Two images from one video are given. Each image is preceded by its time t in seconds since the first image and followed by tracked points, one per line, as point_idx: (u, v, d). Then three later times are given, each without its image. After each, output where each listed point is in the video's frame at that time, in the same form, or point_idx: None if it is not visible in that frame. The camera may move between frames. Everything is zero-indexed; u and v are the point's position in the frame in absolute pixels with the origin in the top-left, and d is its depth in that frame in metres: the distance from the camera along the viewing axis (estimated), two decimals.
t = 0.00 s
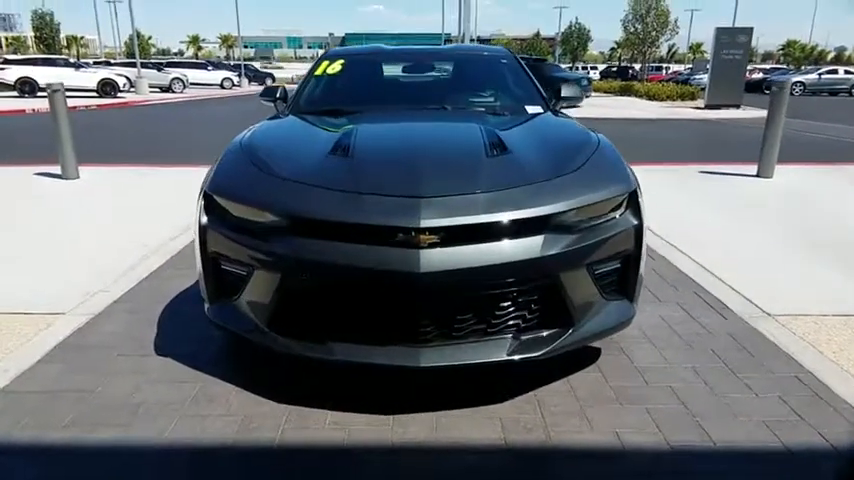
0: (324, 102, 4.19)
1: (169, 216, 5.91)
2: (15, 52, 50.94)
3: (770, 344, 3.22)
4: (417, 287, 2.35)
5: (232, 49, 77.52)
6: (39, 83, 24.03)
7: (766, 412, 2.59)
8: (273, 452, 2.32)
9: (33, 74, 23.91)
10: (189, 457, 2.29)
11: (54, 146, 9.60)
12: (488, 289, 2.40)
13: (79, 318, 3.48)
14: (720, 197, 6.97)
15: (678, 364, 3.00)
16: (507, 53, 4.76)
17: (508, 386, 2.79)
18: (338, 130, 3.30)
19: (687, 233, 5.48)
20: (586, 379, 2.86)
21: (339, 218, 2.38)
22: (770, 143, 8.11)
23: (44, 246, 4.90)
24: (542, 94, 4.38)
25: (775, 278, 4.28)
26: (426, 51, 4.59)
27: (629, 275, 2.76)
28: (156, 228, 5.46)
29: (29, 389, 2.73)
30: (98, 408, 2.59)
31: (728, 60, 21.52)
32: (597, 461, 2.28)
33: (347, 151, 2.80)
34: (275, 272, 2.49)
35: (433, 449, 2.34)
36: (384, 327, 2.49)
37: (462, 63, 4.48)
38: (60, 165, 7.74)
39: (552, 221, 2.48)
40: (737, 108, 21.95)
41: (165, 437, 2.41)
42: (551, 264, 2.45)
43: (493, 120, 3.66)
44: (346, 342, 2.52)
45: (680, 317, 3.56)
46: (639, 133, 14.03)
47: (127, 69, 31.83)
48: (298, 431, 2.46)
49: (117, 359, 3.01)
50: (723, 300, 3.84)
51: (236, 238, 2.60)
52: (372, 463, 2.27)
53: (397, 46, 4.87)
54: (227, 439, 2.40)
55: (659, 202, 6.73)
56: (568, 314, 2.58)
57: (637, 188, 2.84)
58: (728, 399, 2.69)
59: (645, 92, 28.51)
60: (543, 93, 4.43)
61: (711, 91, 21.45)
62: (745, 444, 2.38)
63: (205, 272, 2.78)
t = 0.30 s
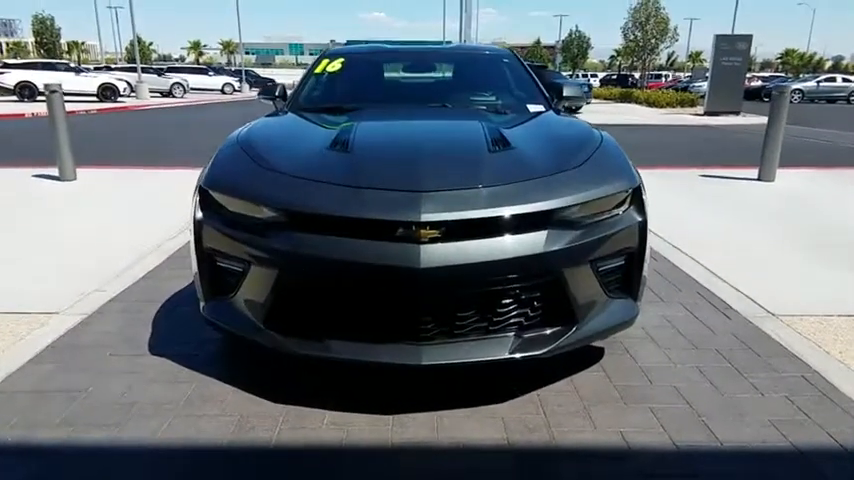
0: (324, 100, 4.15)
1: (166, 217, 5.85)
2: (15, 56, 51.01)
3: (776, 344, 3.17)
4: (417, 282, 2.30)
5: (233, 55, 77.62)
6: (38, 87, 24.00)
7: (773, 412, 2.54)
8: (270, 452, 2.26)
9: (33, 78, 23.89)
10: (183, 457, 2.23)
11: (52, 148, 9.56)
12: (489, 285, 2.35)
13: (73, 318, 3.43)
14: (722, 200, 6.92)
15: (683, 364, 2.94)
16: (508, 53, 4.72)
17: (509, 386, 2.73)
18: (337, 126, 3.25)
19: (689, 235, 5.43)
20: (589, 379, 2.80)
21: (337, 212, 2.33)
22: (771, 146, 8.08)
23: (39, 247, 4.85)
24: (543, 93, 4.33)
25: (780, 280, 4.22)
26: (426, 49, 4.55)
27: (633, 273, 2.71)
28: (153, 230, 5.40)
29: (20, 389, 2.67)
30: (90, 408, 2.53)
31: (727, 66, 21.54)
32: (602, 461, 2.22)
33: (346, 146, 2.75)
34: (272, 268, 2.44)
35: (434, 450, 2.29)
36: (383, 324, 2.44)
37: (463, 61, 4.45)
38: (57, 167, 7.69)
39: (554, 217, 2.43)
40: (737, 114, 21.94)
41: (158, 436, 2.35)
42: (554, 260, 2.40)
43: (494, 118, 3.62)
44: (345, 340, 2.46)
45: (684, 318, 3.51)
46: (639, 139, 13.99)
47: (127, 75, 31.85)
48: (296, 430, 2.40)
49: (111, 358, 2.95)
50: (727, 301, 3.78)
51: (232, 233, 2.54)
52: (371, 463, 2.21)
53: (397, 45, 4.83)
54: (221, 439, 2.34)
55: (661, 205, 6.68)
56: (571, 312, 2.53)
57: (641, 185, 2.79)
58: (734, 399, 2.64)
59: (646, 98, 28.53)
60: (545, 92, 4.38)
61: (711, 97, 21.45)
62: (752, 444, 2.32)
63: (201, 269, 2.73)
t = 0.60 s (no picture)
0: (321, 96, 4.11)
1: (161, 214, 5.80)
2: (13, 53, 50.84)
3: (775, 346, 3.14)
4: (414, 279, 2.26)
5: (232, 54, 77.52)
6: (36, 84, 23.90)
7: (773, 414, 2.50)
8: (261, 450, 2.22)
9: (30, 76, 23.80)
10: (172, 455, 2.18)
11: (48, 145, 9.49)
12: (487, 283, 2.31)
13: (64, 313, 3.38)
14: (721, 202, 6.90)
15: (682, 366, 2.91)
16: (508, 51, 4.68)
17: (506, 385, 2.69)
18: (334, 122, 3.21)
19: (689, 237, 5.40)
20: (588, 379, 2.77)
21: (333, 206, 2.28)
22: (770, 150, 8.06)
23: (32, 243, 4.80)
24: (542, 91, 4.30)
25: (779, 282, 4.19)
26: (426, 47, 4.52)
27: (633, 272, 2.68)
28: (148, 226, 5.36)
29: (8, 384, 2.62)
30: (79, 404, 2.48)
31: (725, 70, 21.55)
32: (599, 462, 2.18)
33: (343, 141, 2.71)
34: (267, 263, 2.39)
35: (429, 449, 2.25)
36: (379, 321, 2.40)
37: (462, 59, 4.42)
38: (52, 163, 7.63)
39: (554, 214, 2.40)
40: (735, 118, 21.95)
41: (148, 434, 2.30)
42: (553, 258, 2.36)
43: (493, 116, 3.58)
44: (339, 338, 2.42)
45: (683, 319, 3.47)
46: (638, 142, 13.96)
47: (126, 73, 31.75)
48: (288, 429, 2.36)
49: (102, 354, 2.90)
50: (726, 303, 3.75)
51: (227, 227, 2.50)
52: (364, 462, 2.17)
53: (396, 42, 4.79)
54: (212, 436, 2.29)
55: (660, 208, 6.65)
56: (569, 311, 2.49)
57: (641, 183, 2.75)
58: (733, 400, 2.60)
59: (644, 102, 28.55)
60: (544, 91, 4.35)
61: (709, 101, 21.45)
62: (751, 446, 2.29)
63: (195, 265, 2.68)
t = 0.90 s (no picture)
0: (321, 97, 4.10)
1: (162, 217, 5.79)
2: (13, 57, 50.89)
3: (779, 345, 3.12)
4: (415, 279, 2.24)
5: (232, 57, 77.59)
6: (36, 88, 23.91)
7: (777, 413, 2.48)
8: (262, 454, 2.20)
9: (31, 79, 23.81)
10: (173, 459, 2.17)
11: (48, 148, 9.48)
12: (489, 283, 2.30)
13: (64, 317, 3.36)
14: (722, 201, 6.87)
15: (686, 365, 2.89)
16: (508, 52, 4.67)
17: (509, 386, 2.67)
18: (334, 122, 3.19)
19: (691, 236, 5.38)
20: (591, 379, 2.75)
21: (333, 207, 2.27)
22: (772, 148, 8.03)
23: (31, 246, 4.78)
24: (543, 91, 4.28)
25: (782, 280, 4.17)
26: (426, 47, 4.50)
27: (635, 272, 2.66)
28: (148, 229, 5.35)
29: (7, 388, 2.60)
30: (79, 408, 2.46)
31: (725, 70, 21.52)
32: (603, 463, 2.16)
33: (343, 141, 2.69)
34: (267, 265, 2.38)
35: (432, 452, 2.23)
36: (380, 322, 2.39)
37: (463, 59, 4.40)
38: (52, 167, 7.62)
39: (556, 213, 2.38)
40: (736, 118, 21.91)
41: (148, 437, 2.29)
42: (555, 258, 2.34)
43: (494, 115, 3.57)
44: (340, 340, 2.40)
45: (686, 318, 3.45)
46: (639, 142, 13.94)
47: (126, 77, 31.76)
48: (289, 432, 2.34)
49: (102, 357, 2.88)
50: (729, 301, 3.73)
51: (227, 229, 2.49)
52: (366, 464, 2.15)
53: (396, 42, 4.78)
54: (213, 440, 2.28)
55: (662, 207, 6.63)
56: (572, 311, 2.47)
57: (643, 182, 2.73)
58: (738, 400, 2.58)
59: (644, 102, 28.50)
60: (545, 91, 4.33)
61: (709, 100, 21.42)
62: (757, 445, 2.27)
63: (195, 267, 2.67)
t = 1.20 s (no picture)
0: (322, 98, 4.08)
1: (162, 219, 5.77)
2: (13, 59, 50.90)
3: (783, 346, 3.10)
4: (417, 280, 2.23)
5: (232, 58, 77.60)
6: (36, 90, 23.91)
7: (782, 414, 2.47)
8: (264, 456, 2.19)
9: (31, 81, 23.81)
10: (173, 461, 2.15)
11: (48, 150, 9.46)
12: (492, 283, 2.28)
13: (64, 318, 3.35)
14: (723, 201, 6.85)
15: (689, 366, 2.87)
16: (509, 52, 4.65)
17: (511, 387, 2.66)
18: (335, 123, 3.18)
19: (692, 236, 5.36)
20: (594, 380, 2.73)
21: (334, 207, 2.25)
22: (772, 148, 8.01)
23: (32, 247, 4.77)
24: (544, 91, 4.26)
25: (785, 281, 4.15)
26: (426, 48, 4.49)
27: (638, 272, 2.64)
28: (149, 230, 5.33)
29: (7, 390, 2.59)
30: (79, 410, 2.45)
31: (725, 70, 21.48)
32: (608, 464, 2.15)
33: (344, 141, 2.68)
34: (268, 265, 2.36)
35: (434, 454, 2.21)
36: (382, 324, 2.37)
37: (463, 59, 4.39)
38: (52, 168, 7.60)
39: (558, 213, 2.37)
40: (736, 118, 21.87)
41: (149, 439, 2.27)
42: (558, 258, 2.33)
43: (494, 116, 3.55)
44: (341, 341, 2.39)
45: (689, 318, 3.44)
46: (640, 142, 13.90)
47: (126, 79, 31.76)
48: (291, 434, 2.32)
49: (102, 359, 2.87)
50: (732, 301, 3.71)
51: (228, 229, 2.47)
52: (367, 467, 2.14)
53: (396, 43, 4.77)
54: (214, 442, 2.26)
55: (663, 207, 6.61)
56: (575, 312, 2.46)
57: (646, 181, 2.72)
58: (742, 401, 2.57)
59: (644, 102, 28.47)
60: (546, 90, 4.32)
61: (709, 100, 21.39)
62: (762, 447, 2.25)
63: (195, 268, 2.65)
